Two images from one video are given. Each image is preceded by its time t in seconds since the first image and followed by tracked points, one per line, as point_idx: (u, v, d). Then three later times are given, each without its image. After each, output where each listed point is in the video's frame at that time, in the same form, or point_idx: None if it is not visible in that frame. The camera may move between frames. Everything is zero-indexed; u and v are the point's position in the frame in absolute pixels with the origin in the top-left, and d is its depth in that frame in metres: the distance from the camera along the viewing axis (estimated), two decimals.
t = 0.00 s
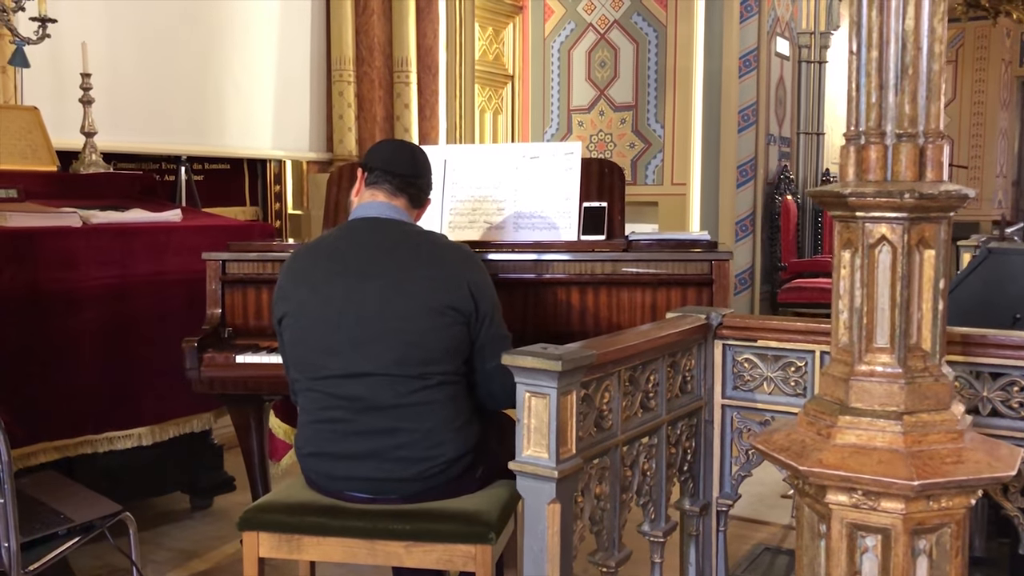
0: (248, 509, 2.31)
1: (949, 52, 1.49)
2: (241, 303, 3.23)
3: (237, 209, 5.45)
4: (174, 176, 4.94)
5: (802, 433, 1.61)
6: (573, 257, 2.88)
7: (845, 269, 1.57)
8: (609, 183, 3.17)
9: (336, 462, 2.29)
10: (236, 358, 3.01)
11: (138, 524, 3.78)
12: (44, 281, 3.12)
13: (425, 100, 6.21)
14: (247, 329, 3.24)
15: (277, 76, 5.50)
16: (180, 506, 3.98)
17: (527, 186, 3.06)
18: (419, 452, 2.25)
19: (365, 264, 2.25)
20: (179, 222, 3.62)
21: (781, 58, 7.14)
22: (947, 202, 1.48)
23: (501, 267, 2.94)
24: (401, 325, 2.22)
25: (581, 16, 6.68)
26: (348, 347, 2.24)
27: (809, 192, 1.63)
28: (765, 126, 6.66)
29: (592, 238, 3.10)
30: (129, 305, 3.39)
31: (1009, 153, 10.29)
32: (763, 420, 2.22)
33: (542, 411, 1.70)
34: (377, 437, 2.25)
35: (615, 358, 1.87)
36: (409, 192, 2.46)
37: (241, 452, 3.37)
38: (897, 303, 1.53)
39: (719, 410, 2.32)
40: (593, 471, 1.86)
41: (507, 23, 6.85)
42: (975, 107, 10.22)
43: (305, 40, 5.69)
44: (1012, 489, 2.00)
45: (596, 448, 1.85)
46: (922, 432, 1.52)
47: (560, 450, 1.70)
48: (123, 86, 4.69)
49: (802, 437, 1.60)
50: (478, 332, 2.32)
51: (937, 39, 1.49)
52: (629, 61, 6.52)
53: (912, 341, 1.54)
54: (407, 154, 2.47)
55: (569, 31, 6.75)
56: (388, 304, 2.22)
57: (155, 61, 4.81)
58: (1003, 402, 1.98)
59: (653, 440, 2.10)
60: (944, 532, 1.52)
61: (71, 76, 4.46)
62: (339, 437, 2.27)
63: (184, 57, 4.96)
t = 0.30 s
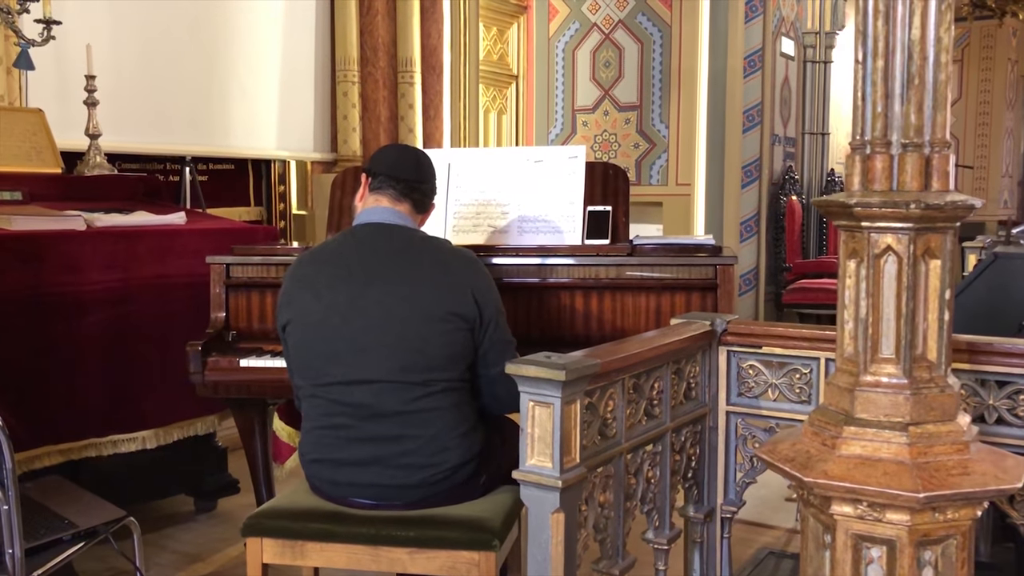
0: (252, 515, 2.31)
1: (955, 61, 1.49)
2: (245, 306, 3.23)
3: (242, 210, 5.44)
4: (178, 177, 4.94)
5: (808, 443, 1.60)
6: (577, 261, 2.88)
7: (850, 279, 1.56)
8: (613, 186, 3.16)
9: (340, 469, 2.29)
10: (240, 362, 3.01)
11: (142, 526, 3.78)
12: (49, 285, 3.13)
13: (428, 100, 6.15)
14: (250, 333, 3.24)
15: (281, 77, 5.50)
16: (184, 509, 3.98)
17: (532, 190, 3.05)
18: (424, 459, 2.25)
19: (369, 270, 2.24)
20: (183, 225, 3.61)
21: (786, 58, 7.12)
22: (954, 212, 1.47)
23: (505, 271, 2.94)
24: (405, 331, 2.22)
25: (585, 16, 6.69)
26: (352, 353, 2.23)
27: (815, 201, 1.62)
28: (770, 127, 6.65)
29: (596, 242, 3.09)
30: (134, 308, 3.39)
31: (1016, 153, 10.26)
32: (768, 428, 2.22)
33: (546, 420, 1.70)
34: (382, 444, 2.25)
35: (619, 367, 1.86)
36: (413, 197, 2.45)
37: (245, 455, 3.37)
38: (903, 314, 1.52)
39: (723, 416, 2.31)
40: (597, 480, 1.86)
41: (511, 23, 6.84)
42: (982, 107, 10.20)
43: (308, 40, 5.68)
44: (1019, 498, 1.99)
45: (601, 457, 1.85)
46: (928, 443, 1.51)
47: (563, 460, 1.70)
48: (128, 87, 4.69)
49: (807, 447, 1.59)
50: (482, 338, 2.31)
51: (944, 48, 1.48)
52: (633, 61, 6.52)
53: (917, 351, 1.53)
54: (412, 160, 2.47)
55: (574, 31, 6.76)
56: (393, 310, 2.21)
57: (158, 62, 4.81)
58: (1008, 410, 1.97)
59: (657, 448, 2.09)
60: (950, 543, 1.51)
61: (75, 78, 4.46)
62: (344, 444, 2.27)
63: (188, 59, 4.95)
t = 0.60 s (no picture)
0: (260, 516, 2.31)
1: (966, 66, 1.48)
2: (253, 306, 3.23)
3: (249, 206, 5.44)
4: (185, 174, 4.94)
5: (816, 450, 1.60)
6: (584, 261, 2.88)
7: (859, 284, 1.56)
8: (621, 185, 3.16)
9: (348, 471, 2.29)
10: (247, 362, 3.01)
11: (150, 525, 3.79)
12: (57, 285, 3.13)
13: (436, 97, 6.20)
14: (258, 333, 3.24)
15: (288, 74, 5.50)
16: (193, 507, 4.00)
17: (539, 190, 3.04)
18: (432, 461, 2.25)
19: (376, 273, 2.24)
20: (191, 225, 3.62)
21: (794, 54, 7.09)
22: (964, 218, 1.47)
23: (512, 271, 2.94)
24: (413, 334, 2.22)
25: (592, 12, 6.64)
26: (360, 356, 2.24)
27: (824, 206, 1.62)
28: (778, 123, 6.64)
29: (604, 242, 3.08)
30: (142, 308, 3.40)
31: None
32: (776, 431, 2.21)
33: (553, 425, 1.70)
34: (390, 446, 2.26)
35: (626, 371, 1.86)
36: (420, 199, 2.45)
37: (253, 454, 3.38)
38: (912, 320, 1.52)
39: (731, 419, 2.31)
40: (604, 484, 1.86)
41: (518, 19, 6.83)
42: (991, 102, 10.16)
43: (315, 37, 5.68)
44: None
45: (608, 461, 1.84)
46: (937, 450, 1.51)
47: (571, 465, 1.70)
48: (135, 85, 4.69)
49: (815, 453, 1.59)
50: (490, 340, 2.31)
51: (953, 53, 1.47)
52: (640, 56, 6.48)
53: (926, 358, 1.53)
54: (419, 161, 2.47)
55: (581, 27, 6.72)
56: (400, 313, 2.21)
57: (166, 60, 4.81)
58: (1018, 414, 1.96)
59: (665, 451, 2.09)
60: (959, 550, 1.51)
61: (83, 76, 4.47)
62: (351, 446, 2.28)
63: (194, 57, 4.96)
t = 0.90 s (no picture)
0: (267, 518, 2.32)
1: (975, 74, 1.47)
2: (260, 307, 3.24)
3: (255, 205, 5.44)
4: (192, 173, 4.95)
5: (823, 456, 1.60)
6: (591, 263, 2.88)
7: (868, 291, 1.55)
8: (627, 186, 3.15)
9: (355, 473, 2.30)
10: (255, 363, 3.02)
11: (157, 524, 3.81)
12: (65, 286, 3.14)
13: (442, 95, 6.20)
14: (265, 334, 3.25)
15: (294, 73, 5.50)
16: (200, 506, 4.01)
17: (546, 191, 3.04)
18: (439, 464, 2.26)
19: (384, 276, 2.24)
20: (198, 225, 3.62)
21: (801, 51, 7.08)
22: (973, 226, 1.46)
23: (519, 273, 2.95)
24: (420, 338, 2.22)
25: (598, 10, 6.64)
26: (367, 359, 2.24)
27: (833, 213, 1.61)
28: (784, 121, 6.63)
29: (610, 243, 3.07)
30: (150, 308, 3.41)
31: None
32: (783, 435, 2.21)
33: (561, 431, 1.70)
34: (397, 449, 2.26)
35: (634, 377, 1.86)
36: (427, 202, 2.45)
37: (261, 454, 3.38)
38: (921, 327, 1.52)
39: (738, 422, 2.31)
40: (612, 488, 1.86)
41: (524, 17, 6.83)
42: (999, 99, 10.14)
43: (321, 35, 5.68)
44: None
45: (616, 466, 1.85)
46: (945, 458, 1.51)
47: (578, 471, 1.70)
48: (141, 84, 4.70)
49: (823, 460, 1.58)
50: (497, 344, 2.32)
51: (963, 60, 1.47)
52: (647, 54, 6.47)
53: (935, 365, 1.53)
54: (426, 163, 2.47)
55: (587, 25, 6.72)
56: (408, 316, 2.21)
57: (172, 59, 4.82)
58: None
59: (672, 455, 2.09)
60: (967, 558, 1.51)
61: (90, 76, 4.48)
62: (359, 449, 2.28)
63: (201, 56, 4.96)
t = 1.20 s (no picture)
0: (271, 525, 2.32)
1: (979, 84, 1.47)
2: (263, 312, 3.24)
3: (259, 207, 5.44)
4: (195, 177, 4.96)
5: (827, 465, 1.60)
6: (594, 269, 2.89)
7: (871, 301, 1.55)
8: (631, 191, 3.14)
9: (358, 481, 2.30)
10: (259, 368, 3.02)
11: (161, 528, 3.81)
12: (69, 290, 3.15)
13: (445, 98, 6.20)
14: (269, 339, 3.25)
15: (297, 76, 5.51)
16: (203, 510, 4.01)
17: (550, 197, 3.04)
18: (442, 471, 2.26)
19: (388, 283, 2.25)
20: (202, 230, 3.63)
21: (804, 54, 7.07)
22: (977, 236, 1.46)
23: (523, 278, 2.95)
24: (423, 346, 2.22)
25: (601, 12, 6.65)
26: (371, 367, 2.24)
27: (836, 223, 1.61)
28: (787, 124, 6.63)
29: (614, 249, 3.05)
30: (154, 313, 3.42)
31: None
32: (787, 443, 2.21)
33: (564, 440, 1.70)
34: (400, 456, 2.26)
35: (637, 385, 1.86)
36: (431, 208, 2.45)
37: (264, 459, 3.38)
38: (924, 337, 1.51)
39: (741, 430, 2.31)
40: (615, 497, 1.86)
41: (527, 19, 6.82)
42: (1002, 101, 10.12)
43: (324, 38, 5.68)
44: None
45: (619, 474, 1.85)
46: (949, 468, 1.51)
47: (582, 480, 1.70)
48: (145, 87, 4.70)
49: (826, 470, 1.58)
50: (500, 351, 2.32)
51: (967, 71, 1.47)
52: (649, 56, 6.47)
53: (938, 375, 1.52)
54: (429, 170, 2.47)
55: (590, 27, 6.73)
56: (411, 324, 2.22)
57: (176, 62, 4.82)
58: None
59: (675, 463, 2.09)
60: (971, 568, 1.51)
61: (94, 79, 4.49)
62: (362, 456, 2.28)
63: (204, 60, 4.97)
